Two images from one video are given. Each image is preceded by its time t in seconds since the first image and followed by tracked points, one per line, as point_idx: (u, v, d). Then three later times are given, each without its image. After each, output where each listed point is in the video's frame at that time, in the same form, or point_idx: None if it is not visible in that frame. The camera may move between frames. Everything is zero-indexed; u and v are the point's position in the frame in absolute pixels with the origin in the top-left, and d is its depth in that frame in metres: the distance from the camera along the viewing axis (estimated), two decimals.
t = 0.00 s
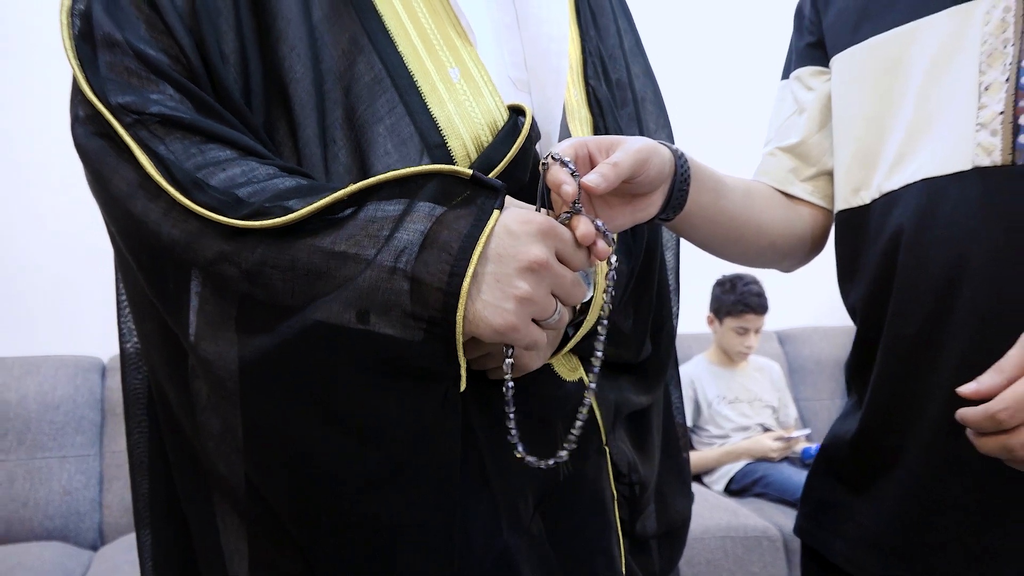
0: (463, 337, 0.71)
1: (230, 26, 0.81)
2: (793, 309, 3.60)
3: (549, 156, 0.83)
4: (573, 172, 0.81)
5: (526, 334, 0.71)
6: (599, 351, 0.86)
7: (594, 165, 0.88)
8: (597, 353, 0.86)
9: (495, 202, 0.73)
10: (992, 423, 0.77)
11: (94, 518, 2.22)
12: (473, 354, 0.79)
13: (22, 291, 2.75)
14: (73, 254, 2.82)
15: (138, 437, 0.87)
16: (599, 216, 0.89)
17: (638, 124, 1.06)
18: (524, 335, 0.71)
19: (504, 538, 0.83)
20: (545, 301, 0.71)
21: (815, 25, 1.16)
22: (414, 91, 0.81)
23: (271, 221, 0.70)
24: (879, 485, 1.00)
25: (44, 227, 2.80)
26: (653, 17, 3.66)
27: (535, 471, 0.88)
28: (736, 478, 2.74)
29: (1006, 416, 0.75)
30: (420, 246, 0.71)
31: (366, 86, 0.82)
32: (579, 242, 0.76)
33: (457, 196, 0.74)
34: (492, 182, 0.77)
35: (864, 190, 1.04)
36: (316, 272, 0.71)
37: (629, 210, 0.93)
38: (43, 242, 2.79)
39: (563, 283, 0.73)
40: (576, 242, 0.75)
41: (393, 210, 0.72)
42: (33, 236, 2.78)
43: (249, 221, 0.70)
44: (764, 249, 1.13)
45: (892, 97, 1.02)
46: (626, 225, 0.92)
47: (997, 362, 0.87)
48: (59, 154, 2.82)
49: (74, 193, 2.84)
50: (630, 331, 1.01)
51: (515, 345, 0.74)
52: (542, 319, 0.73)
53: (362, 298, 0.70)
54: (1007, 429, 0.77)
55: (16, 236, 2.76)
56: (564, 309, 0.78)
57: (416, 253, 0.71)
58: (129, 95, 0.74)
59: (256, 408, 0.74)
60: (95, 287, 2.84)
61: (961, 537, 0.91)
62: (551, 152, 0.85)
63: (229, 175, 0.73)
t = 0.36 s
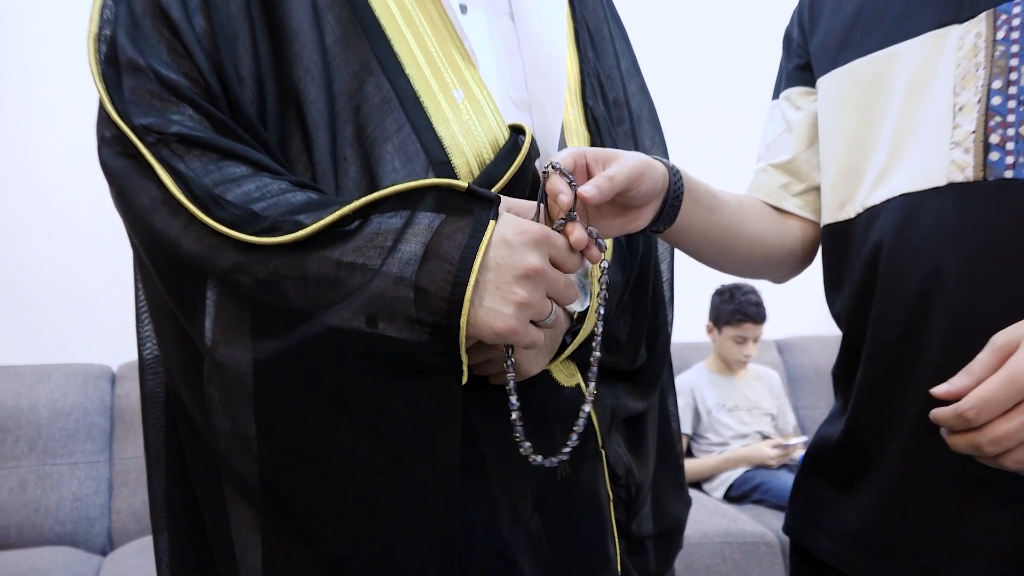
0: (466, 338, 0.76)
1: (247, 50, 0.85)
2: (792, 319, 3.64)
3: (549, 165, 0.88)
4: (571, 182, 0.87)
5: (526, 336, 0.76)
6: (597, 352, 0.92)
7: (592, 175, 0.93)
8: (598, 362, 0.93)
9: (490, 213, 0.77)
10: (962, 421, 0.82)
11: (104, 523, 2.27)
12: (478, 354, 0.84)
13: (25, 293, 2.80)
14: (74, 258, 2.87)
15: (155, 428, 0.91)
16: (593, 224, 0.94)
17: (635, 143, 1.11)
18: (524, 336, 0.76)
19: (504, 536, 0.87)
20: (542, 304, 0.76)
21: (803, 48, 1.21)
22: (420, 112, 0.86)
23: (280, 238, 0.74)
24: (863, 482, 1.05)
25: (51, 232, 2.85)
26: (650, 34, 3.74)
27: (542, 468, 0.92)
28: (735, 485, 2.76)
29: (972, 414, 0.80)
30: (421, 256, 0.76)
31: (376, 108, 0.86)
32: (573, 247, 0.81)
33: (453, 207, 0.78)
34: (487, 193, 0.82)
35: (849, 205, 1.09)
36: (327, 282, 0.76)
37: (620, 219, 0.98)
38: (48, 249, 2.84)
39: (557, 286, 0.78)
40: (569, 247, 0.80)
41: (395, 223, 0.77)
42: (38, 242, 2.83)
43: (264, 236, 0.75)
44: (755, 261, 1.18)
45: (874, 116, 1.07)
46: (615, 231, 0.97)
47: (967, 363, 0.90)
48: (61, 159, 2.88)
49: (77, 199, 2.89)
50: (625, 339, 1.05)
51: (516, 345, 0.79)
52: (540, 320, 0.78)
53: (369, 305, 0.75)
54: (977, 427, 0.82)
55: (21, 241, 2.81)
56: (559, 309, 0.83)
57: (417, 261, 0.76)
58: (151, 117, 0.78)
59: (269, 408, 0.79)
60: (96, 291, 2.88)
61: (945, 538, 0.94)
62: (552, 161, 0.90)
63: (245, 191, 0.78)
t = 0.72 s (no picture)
0: (476, 350, 0.81)
1: (271, 84, 0.91)
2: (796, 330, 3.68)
3: (555, 186, 0.94)
4: (576, 202, 0.93)
5: (533, 345, 0.82)
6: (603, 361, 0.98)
7: (595, 196, 0.99)
8: (604, 374, 0.99)
9: (494, 232, 0.82)
10: (942, 427, 0.87)
11: (120, 534, 2.32)
12: (487, 365, 0.90)
13: (25, 292, 2.84)
14: (85, 267, 2.93)
15: (184, 438, 0.95)
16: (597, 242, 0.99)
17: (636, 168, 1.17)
18: (530, 346, 0.82)
19: (511, 539, 0.92)
20: (547, 315, 0.82)
21: (796, 76, 1.26)
22: (431, 140, 0.91)
23: (303, 264, 0.80)
24: (857, 486, 1.10)
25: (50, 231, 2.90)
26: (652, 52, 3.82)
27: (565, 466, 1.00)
28: (740, 495, 2.79)
29: (949, 420, 0.85)
30: (432, 276, 0.82)
31: (390, 138, 0.92)
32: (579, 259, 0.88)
33: (459, 228, 0.83)
34: (489, 212, 0.87)
35: (841, 225, 1.14)
36: (347, 300, 0.81)
37: (622, 239, 1.03)
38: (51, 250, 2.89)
39: (560, 297, 0.84)
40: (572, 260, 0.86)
41: (406, 245, 0.82)
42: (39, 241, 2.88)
43: (287, 261, 0.80)
44: (752, 277, 1.23)
45: (863, 140, 1.12)
46: (617, 249, 1.02)
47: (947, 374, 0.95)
48: (66, 163, 2.94)
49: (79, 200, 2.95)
50: (628, 353, 1.10)
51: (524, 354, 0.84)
52: (545, 330, 0.84)
53: (387, 319, 0.81)
54: (957, 433, 0.86)
55: (23, 241, 2.86)
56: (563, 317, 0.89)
57: (429, 279, 0.82)
58: (182, 148, 0.83)
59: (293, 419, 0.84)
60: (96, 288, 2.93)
61: (934, 543, 0.99)
62: (556, 181, 0.96)
63: (269, 217, 0.83)
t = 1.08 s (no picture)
0: (498, 378, 0.86)
1: (303, 126, 0.95)
2: (808, 347, 3.69)
3: (571, 221, 0.99)
4: (591, 235, 0.98)
5: (553, 374, 0.86)
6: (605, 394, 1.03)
7: (610, 230, 1.03)
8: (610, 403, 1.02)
9: (511, 266, 0.86)
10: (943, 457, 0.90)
11: (142, 547, 2.37)
12: (507, 393, 0.94)
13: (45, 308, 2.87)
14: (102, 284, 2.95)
15: (215, 464, 1.00)
16: (611, 273, 1.04)
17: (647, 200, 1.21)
18: (551, 374, 0.85)
19: (527, 558, 0.96)
20: (564, 345, 0.85)
21: (805, 114, 1.31)
22: (452, 180, 0.95)
23: (334, 300, 0.84)
24: (862, 507, 1.13)
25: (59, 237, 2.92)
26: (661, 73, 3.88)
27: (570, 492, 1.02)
28: (752, 513, 2.81)
29: (950, 451, 0.88)
30: (455, 311, 0.85)
31: (413, 177, 0.96)
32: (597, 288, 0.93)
33: (479, 263, 0.86)
34: (505, 246, 0.91)
35: (847, 258, 1.17)
36: (375, 333, 0.85)
37: (634, 272, 1.09)
38: (65, 259, 2.90)
39: (577, 327, 0.87)
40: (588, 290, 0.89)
41: (429, 280, 0.86)
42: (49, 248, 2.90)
43: (317, 297, 0.85)
44: (759, 306, 1.26)
45: (868, 177, 1.16)
46: (629, 281, 1.08)
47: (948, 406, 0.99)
48: (82, 182, 2.98)
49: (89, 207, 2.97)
50: (641, 381, 1.13)
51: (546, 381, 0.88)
52: (565, 358, 0.88)
53: (413, 351, 0.85)
54: (956, 463, 0.90)
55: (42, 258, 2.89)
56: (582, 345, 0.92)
57: (452, 314, 0.85)
58: (217, 188, 0.89)
59: (323, 442, 0.89)
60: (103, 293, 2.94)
61: (938, 568, 1.01)
62: (571, 217, 1.00)
63: (301, 254, 0.87)
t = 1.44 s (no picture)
0: (517, 399, 0.88)
1: (329, 156, 0.98)
2: (817, 356, 3.70)
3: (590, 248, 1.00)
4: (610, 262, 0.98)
5: (572, 396, 0.87)
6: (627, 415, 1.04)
7: (626, 259, 1.06)
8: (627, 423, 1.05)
9: (529, 291, 0.88)
10: (949, 487, 0.93)
11: (157, 553, 2.40)
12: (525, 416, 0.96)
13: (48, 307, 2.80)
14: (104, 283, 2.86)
15: (241, 478, 1.04)
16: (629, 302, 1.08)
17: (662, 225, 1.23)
18: (570, 397, 0.87)
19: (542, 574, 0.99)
20: (582, 368, 0.87)
21: (817, 147, 1.33)
22: (473, 211, 0.98)
23: (361, 327, 0.87)
24: (872, 526, 1.15)
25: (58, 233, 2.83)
26: (672, 82, 3.88)
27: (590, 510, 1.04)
28: (759, 523, 2.83)
29: (955, 481, 0.91)
30: (477, 338, 0.87)
31: (435, 208, 0.98)
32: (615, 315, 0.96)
33: (498, 290, 0.88)
34: (523, 273, 0.93)
35: (861, 288, 1.19)
36: (400, 358, 0.88)
37: (648, 299, 1.12)
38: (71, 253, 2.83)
39: (595, 350, 0.88)
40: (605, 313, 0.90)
41: (450, 308, 0.88)
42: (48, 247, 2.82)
43: (344, 325, 0.88)
44: (773, 333, 1.29)
45: (880, 209, 1.18)
46: (644, 308, 1.11)
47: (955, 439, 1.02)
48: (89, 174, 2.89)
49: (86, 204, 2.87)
50: (655, 402, 1.14)
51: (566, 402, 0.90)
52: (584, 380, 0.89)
53: (437, 374, 0.88)
54: (963, 492, 0.92)
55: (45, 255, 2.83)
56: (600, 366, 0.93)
57: (473, 339, 0.87)
58: (247, 218, 0.91)
59: (346, 462, 0.92)
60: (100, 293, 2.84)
61: None
62: (590, 245, 1.03)
63: (328, 281, 0.90)
